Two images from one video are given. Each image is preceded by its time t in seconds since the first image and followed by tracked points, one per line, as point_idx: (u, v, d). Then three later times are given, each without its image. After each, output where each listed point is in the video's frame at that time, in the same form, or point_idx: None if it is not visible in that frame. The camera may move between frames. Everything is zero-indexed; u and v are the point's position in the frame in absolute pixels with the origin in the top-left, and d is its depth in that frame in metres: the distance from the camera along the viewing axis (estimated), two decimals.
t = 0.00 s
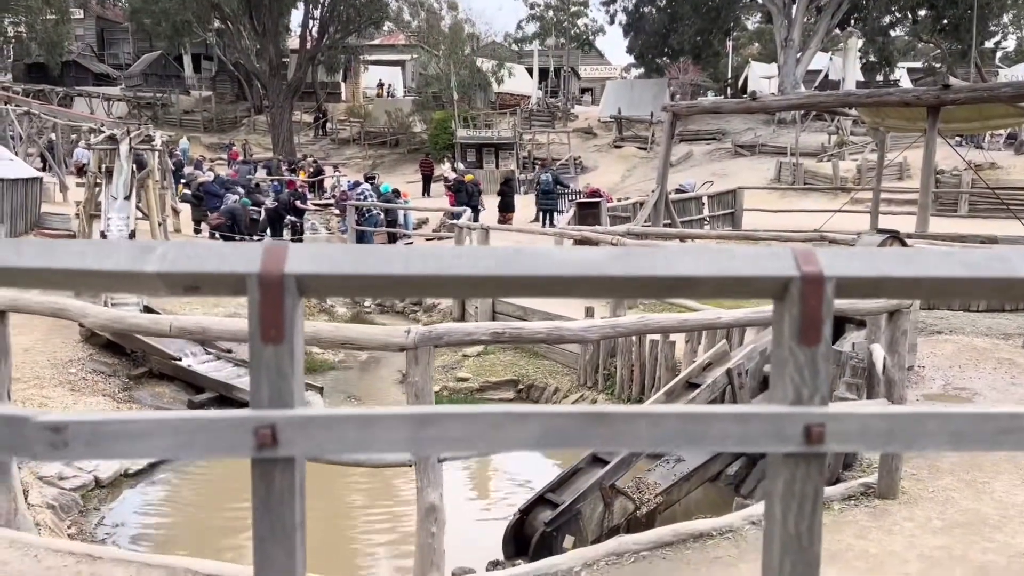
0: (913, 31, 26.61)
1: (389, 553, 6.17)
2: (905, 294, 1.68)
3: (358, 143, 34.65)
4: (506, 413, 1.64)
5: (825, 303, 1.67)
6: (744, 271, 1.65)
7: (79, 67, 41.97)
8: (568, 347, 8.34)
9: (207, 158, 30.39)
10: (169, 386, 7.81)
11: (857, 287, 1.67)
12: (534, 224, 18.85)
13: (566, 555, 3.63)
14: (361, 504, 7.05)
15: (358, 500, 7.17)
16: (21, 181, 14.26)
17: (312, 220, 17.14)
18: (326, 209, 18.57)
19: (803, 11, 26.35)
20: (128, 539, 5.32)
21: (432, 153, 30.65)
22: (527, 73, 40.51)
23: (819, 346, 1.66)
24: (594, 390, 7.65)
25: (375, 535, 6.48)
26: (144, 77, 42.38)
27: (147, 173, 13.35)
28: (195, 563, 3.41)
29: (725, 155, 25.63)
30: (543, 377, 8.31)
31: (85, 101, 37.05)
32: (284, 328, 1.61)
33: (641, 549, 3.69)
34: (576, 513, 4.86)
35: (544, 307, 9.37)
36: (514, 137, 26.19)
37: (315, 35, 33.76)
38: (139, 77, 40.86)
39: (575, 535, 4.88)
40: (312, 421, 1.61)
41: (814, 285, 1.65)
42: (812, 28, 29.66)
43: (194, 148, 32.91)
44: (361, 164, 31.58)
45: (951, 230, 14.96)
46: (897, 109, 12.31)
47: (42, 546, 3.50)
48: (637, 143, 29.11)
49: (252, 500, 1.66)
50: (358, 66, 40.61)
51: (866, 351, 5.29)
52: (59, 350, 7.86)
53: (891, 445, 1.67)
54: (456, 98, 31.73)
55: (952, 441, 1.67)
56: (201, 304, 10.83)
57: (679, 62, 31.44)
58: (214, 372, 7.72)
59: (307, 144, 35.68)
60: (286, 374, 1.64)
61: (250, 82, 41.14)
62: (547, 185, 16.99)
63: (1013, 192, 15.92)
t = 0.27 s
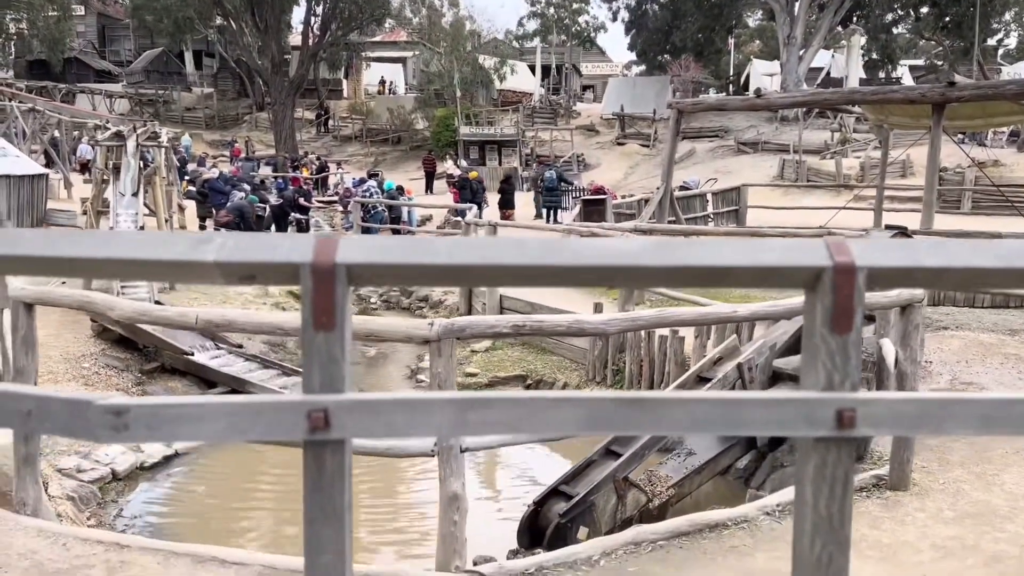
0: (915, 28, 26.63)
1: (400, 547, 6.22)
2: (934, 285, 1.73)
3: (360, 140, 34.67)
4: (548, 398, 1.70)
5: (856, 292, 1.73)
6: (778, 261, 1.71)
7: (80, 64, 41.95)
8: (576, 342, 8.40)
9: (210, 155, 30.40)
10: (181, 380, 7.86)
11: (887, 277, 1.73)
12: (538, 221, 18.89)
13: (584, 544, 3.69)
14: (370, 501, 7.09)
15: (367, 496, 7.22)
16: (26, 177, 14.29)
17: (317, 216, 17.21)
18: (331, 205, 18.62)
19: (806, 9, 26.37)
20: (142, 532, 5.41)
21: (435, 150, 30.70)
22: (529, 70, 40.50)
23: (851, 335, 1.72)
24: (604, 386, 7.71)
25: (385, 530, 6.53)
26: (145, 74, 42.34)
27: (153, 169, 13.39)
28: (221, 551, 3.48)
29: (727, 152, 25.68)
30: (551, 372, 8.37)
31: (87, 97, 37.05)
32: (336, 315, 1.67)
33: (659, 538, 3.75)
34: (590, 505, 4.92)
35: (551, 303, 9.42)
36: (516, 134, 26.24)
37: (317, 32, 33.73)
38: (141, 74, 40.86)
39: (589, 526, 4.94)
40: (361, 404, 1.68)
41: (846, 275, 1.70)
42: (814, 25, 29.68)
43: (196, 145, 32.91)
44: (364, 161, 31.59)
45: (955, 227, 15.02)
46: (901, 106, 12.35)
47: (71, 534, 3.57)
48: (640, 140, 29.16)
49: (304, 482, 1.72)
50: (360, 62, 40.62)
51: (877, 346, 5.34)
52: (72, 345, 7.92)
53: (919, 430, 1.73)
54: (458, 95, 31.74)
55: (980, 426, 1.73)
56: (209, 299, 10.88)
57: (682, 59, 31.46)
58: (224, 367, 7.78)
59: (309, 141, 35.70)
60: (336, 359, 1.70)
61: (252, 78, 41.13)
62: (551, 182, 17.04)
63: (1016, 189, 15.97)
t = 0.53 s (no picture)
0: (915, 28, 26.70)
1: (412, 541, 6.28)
2: (961, 275, 1.80)
3: (361, 139, 34.71)
4: (592, 385, 1.77)
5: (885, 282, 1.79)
6: (812, 252, 1.78)
7: (80, 63, 41.94)
8: (584, 339, 8.46)
9: (210, 155, 30.41)
10: (193, 377, 7.89)
11: (915, 267, 1.79)
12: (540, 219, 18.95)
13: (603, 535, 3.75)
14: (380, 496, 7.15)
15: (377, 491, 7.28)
16: (31, 176, 14.32)
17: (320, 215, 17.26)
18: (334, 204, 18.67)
19: (807, 8, 26.44)
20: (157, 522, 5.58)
21: (435, 149, 30.72)
22: (529, 69, 40.54)
23: (881, 323, 1.79)
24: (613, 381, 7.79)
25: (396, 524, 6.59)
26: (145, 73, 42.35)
27: (159, 168, 13.43)
28: (247, 541, 3.55)
29: (728, 151, 25.76)
30: (559, 368, 8.43)
31: (87, 97, 37.04)
32: (387, 305, 1.74)
33: (675, 529, 3.81)
34: (604, 498, 4.99)
35: (558, 300, 9.49)
36: (518, 134, 26.30)
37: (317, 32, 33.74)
38: (141, 74, 40.87)
39: (603, 519, 5.00)
40: (409, 391, 1.74)
41: (877, 266, 1.77)
42: (814, 24, 29.75)
43: (197, 144, 32.92)
44: (364, 160, 31.62)
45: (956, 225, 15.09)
46: (904, 105, 12.41)
47: (101, 526, 3.64)
48: (641, 139, 29.21)
49: (354, 466, 1.79)
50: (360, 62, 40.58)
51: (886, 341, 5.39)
52: (84, 342, 7.96)
53: (947, 415, 1.79)
54: (459, 94, 31.78)
55: (1006, 412, 1.80)
56: (216, 296, 10.94)
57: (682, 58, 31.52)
58: (237, 364, 7.85)
59: (309, 140, 35.73)
60: (386, 348, 1.76)
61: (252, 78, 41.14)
62: (554, 180, 17.09)
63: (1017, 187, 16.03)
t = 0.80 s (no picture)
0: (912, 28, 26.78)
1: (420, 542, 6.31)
2: (986, 276, 1.83)
3: (358, 140, 34.70)
4: (626, 385, 1.80)
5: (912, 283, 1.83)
6: (841, 255, 1.81)
7: (76, 65, 41.85)
8: (588, 340, 8.50)
9: (208, 156, 30.35)
10: (199, 378, 7.92)
11: (941, 267, 1.83)
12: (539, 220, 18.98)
13: (618, 534, 3.77)
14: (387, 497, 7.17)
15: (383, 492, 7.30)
16: (32, 178, 14.31)
17: (320, 216, 17.28)
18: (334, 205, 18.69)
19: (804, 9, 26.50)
20: (164, 520, 5.76)
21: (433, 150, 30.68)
22: (526, 70, 40.55)
23: (908, 324, 1.82)
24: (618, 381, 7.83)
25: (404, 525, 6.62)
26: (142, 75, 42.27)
27: (160, 169, 13.44)
28: (264, 542, 3.57)
29: (726, 151, 25.81)
30: (564, 368, 8.46)
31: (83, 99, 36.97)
32: (425, 307, 1.77)
33: (690, 528, 3.85)
34: (615, 498, 5.03)
35: (561, 300, 9.52)
36: (516, 134, 26.34)
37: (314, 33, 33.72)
38: (137, 75, 40.80)
39: (614, 518, 5.03)
40: (449, 391, 1.77)
41: (903, 267, 1.80)
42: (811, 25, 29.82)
43: (195, 146, 32.88)
44: (362, 161, 31.61)
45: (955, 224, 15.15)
46: (904, 105, 12.47)
47: (119, 527, 3.66)
48: (638, 139, 29.24)
49: (393, 465, 1.82)
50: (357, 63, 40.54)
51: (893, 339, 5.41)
52: (90, 344, 7.96)
53: (974, 414, 1.83)
54: (457, 95, 31.79)
55: None
56: (219, 297, 10.95)
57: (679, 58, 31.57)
58: (242, 366, 7.87)
59: (307, 141, 35.71)
60: (423, 349, 1.79)
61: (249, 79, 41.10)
62: (553, 181, 17.12)
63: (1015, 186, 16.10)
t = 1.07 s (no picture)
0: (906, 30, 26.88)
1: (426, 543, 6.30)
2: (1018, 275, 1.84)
3: (353, 143, 34.65)
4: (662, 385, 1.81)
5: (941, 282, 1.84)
6: (872, 251, 1.82)
7: (69, 69, 41.70)
8: (591, 341, 8.52)
9: (202, 159, 30.27)
10: (202, 381, 7.91)
11: (972, 264, 1.84)
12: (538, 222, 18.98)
13: (631, 534, 3.77)
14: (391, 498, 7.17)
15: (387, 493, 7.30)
16: (28, 182, 14.26)
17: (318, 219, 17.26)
18: (332, 208, 18.67)
19: (797, 11, 26.58)
20: (168, 523, 5.80)
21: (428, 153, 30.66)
22: (521, 72, 40.57)
23: (939, 321, 1.82)
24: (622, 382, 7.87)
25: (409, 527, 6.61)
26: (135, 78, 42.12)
27: (157, 172, 13.39)
28: (276, 544, 3.56)
29: (721, 153, 25.89)
30: (566, 370, 8.47)
31: (76, 102, 36.83)
32: (460, 308, 1.77)
33: (703, 527, 3.85)
34: (623, 499, 5.03)
35: (562, 302, 9.54)
36: (512, 137, 26.38)
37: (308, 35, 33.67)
38: (131, 79, 40.69)
39: (623, 520, 5.04)
40: (484, 390, 1.78)
41: (935, 264, 1.81)
42: (805, 27, 29.91)
43: (189, 149, 32.76)
44: (357, 164, 31.57)
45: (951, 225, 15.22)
46: (901, 107, 12.52)
47: (131, 530, 3.65)
48: (634, 142, 29.29)
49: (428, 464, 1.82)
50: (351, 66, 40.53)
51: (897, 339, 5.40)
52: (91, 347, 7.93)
53: (1008, 411, 1.83)
54: (452, 98, 31.77)
55: None
56: (218, 300, 10.93)
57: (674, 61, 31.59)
58: (245, 370, 7.84)
59: (302, 145, 35.66)
60: (456, 347, 1.79)
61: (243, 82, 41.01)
62: (551, 183, 17.13)
63: (1011, 187, 16.16)
